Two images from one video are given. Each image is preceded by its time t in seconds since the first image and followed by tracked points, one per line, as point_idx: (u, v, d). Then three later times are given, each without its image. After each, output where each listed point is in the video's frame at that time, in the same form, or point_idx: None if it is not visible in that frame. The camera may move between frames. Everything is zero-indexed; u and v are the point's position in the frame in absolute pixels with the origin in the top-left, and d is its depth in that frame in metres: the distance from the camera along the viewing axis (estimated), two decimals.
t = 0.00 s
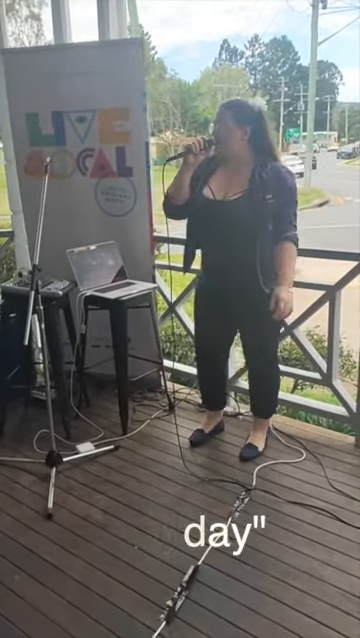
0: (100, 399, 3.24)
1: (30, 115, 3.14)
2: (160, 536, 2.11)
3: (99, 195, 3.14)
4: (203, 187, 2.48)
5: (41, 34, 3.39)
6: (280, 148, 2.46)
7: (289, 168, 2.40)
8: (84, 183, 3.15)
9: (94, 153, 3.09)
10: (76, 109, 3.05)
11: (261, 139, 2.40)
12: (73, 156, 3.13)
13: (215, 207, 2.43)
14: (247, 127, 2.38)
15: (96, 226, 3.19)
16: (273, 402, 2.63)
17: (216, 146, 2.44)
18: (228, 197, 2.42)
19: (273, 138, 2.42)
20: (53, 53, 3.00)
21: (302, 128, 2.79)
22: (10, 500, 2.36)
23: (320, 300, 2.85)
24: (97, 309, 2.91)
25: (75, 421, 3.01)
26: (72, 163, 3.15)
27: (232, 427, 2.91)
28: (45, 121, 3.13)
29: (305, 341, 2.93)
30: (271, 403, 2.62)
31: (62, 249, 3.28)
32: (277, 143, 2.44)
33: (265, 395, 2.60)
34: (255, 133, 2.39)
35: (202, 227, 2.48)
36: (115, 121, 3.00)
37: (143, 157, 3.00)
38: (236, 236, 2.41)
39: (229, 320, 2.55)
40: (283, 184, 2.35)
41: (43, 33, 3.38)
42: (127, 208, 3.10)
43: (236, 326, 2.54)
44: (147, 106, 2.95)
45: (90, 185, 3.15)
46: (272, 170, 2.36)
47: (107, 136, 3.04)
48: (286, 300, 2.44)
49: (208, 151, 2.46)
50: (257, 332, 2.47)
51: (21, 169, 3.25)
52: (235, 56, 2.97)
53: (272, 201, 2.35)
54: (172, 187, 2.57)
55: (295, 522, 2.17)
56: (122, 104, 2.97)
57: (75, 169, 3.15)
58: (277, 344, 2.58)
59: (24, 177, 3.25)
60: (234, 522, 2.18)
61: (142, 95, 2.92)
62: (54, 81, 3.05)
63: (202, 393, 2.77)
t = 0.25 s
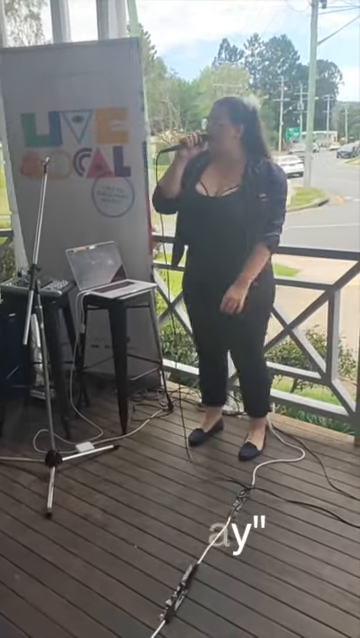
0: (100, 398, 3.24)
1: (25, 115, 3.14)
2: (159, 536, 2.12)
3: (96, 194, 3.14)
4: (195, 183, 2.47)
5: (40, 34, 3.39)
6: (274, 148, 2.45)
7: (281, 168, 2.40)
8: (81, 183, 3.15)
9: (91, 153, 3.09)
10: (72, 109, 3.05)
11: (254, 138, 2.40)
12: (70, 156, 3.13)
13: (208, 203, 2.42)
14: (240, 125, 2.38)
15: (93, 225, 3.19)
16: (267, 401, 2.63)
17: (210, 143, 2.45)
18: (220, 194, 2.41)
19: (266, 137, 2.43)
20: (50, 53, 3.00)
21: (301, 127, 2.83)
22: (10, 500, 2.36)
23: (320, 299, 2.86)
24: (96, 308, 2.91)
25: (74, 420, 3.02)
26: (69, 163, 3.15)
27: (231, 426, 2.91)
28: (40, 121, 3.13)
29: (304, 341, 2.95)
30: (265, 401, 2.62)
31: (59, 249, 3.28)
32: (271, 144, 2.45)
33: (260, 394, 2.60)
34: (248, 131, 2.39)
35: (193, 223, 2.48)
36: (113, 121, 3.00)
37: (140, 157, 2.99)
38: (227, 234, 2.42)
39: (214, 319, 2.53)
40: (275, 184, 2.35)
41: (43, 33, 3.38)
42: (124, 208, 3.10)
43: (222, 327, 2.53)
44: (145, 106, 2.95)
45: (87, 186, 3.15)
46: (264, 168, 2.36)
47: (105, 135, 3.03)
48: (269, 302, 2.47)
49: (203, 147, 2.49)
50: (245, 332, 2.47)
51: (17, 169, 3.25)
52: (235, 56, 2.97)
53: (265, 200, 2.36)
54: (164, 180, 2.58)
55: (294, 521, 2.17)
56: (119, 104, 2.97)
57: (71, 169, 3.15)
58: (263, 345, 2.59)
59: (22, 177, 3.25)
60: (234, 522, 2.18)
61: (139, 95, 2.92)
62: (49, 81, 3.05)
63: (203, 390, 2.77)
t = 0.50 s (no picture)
0: (99, 398, 3.24)
1: (21, 116, 3.14)
2: (158, 535, 2.12)
3: (92, 195, 3.14)
4: (189, 185, 2.45)
5: (38, 34, 3.40)
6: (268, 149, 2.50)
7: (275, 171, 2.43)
8: (76, 184, 3.15)
9: (87, 154, 3.09)
10: (68, 109, 3.05)
11: (250, 139, 2.40)
12: (65, 157, 3.13)
13: (204, 205, 2.39)
14: (236, 127, 2.38)
15: (90, 226, 3.19)
16: (266, 401, 2.63)
17: (206, 144, 2.45)
18: (217, 197, 2.39)
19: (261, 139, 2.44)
20: (44, 54, 3.00)
21: (300, 127, 2.84)
22: (9, 500, 2.36)
23: (318, 298, 2.83)
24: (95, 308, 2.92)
25: (74, 420, 3.02)
26: (64, 164, 3.14)
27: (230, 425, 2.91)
28: (35, 122, 3.13)
29: (303, 341, 2.92)
30: (263, 401, 2.62)
31: (56, 250, 3.28)
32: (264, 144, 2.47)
33: (257, 394, 2.60)
34: (243, 133, 2.39)
35: (188, 223, 2.46)
36: (109, 121, 3.00)
37: (138, 157, 3.00)
38: (224, 237, 2.40)
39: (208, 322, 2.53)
40: (274, 191, 2.39)
41: (41, 33, 3.39)
42: (120, 209, 3.11)
43: (216, 329, 2.53)
44: (141, 107, 2.95)
45: (83, 186, 3.15)
46: (262, 175, 2.38)
47: (101, 136, 3.03)
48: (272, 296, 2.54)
49: (199, 148, 2.49)
50: (242, 334, 2.48)
51: (12, 170, 3.24)
52: (233, 56, 2.97)
53: (263, 205, 2.38)
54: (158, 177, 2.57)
55: (293, 520, 2.18)
56: (116, 104, 2.97)
57: (67, 170, 3.15)
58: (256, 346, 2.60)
59: (19, 178, 3.25)
60: (233, 521, 2.18)
61: (136, 95, 2.92)
62: (44, 81, 3.05)
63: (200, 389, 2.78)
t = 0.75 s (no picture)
0: (98, 398, 3.25)
1: (18, 116, 3.14)
2: (158, 534, 2.12)
3: (91, 196, 3.14)
4: (194, 185, 2.44)
5: (37, 34, 3.40)
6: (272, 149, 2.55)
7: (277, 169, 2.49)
8: (75, 184, 3.15)
9: (85, 154, 3.09)
10: (65, 109, 3.05)
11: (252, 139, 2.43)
12: (64, 157, 3.13)
13: (209, 204, 2.39)
14: (239, 127, 2.39)
15: (89, 226, 3.20)
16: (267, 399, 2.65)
17: (209, 143, 2.44)
18: (222, 196, 2.39)
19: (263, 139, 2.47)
20: (41, 54, 3.00)
21: (299, 127, 2.84)
22: (9, 500, 2.37)
23: (316, 298, 2.82)
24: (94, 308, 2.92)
25: (73, 420, 3.02)
26: (62, 164, 3.14)
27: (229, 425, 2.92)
28: (33, 122, 3.13)
29: (302, 341, 2.92)
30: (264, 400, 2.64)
31: (54, 250, 3.28)
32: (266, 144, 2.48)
33: (258, 393, 2.61)
34: (246, 133, 2.42)
35: (193, 223, 2.45)
36: (107, 121, 3.00)
37: (136, 157, 3.00)
38: (229, 236, 2.40)
39: (212, 320, 2.53)
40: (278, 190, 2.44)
41: (40, 33, 3.38)
42: (119, 210, 3.11)
43: (221, 327, 2.54)
44: (139, 107, 2.95)
45: (81, 187, 3.15)
46: (266, 173, 2.42)
47: (99, 136, 3.04)
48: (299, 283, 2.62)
49: (201, 148, 2.47)
50: (246, 333, 2.49)
51: (10, 171, 3.24)
52: (232, 55, 2.98)
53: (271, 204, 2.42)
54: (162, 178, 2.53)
55: (293, 519, 2.18)
56: (113, 105, 2.97)
57: (65, 171, 3.15)
58: (259, 345, 2.60)
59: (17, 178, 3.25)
60: (233, 521, 2.18)
61: (133, 95, 2.92)
62: (42, 82, 3.04)
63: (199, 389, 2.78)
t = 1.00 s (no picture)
0: (98, 399, 3.25)
1: (15, 117, 3.14)
2: (158, 534, 2.12)
3: (89, 196, 3.15)
4: (200, 184, 2.46)
5: (35, 34, 3.40)
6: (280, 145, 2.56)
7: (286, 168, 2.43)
8: (73, 185, 3.15)
9: (83, 155, 3.09)
10: (63, 109, 3.05)
11: (260, 138, 2.41)
12: (61, 158, 3.13)
13: (214, 204, 2.40)
14: (247, 126, 2.38)
15: (88, 226, 3.20)
16: (271, 400, 2.64)
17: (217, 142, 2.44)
18: (228, 196, 2.39)
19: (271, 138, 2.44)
20: (38, 55, 3.00)
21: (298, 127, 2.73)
22: (9, 500, 2.37)
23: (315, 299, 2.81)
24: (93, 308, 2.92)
25: (73, 420, 3.02)
26: (61, 165, 3.14)
27: (229, 425, 2.92)
28: (30, 123, 3.13)
29: (301, 341, 2.92)
30: (268, 401, 2.63)
31: (53, 250, 3.28)
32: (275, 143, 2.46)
33: (261, 394, 2.60)
34: (253, 132, 2.40)
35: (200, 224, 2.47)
36: (105, 121, 3.00)
37: (134, 158, 3.00)
38: (235, 235, 2.39)
39: (222, 317, 2.55)
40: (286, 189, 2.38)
41: (38, 32, 3.38)
42: (117, 210, 3.12)
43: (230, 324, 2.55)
44: (137, 107, 2.96)
45: (79, 187, 3.15)
46: (274, 171, 2.38)
47: (97, 136, 3.04)
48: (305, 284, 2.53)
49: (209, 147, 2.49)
50: (253, 332, 2.48)
51: (7, 172, 3.24)
52: (231, 55, 3.01)
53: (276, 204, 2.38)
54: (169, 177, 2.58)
55: (293, 519, 2.19)
56: (111, 104, 2.97)
57: (63, 172, 3.15)
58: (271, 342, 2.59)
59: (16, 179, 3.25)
60: (232, 521, 2.18)
61: (131, 95, 2.92)
62: (39, 82, 3.05)
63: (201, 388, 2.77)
